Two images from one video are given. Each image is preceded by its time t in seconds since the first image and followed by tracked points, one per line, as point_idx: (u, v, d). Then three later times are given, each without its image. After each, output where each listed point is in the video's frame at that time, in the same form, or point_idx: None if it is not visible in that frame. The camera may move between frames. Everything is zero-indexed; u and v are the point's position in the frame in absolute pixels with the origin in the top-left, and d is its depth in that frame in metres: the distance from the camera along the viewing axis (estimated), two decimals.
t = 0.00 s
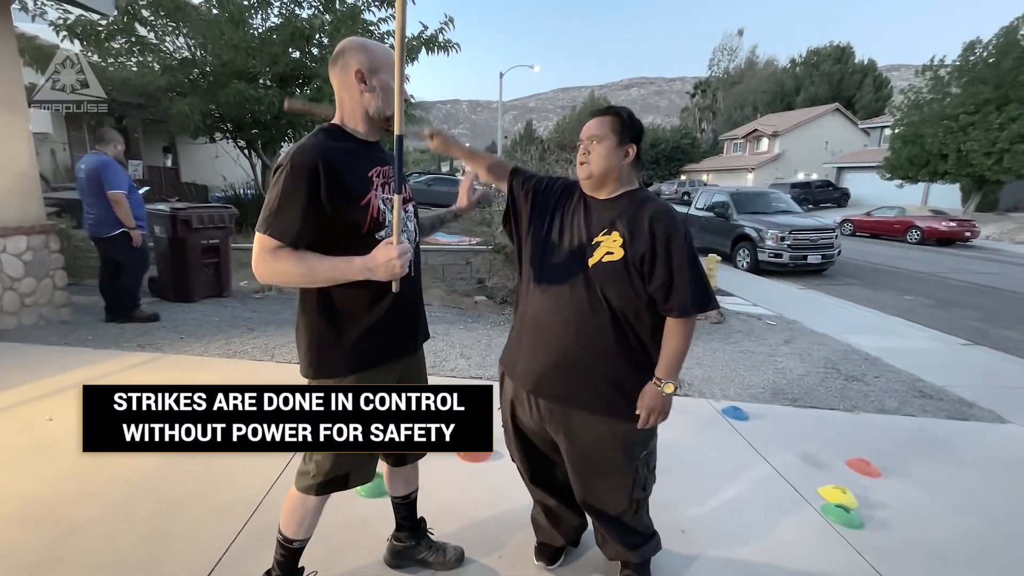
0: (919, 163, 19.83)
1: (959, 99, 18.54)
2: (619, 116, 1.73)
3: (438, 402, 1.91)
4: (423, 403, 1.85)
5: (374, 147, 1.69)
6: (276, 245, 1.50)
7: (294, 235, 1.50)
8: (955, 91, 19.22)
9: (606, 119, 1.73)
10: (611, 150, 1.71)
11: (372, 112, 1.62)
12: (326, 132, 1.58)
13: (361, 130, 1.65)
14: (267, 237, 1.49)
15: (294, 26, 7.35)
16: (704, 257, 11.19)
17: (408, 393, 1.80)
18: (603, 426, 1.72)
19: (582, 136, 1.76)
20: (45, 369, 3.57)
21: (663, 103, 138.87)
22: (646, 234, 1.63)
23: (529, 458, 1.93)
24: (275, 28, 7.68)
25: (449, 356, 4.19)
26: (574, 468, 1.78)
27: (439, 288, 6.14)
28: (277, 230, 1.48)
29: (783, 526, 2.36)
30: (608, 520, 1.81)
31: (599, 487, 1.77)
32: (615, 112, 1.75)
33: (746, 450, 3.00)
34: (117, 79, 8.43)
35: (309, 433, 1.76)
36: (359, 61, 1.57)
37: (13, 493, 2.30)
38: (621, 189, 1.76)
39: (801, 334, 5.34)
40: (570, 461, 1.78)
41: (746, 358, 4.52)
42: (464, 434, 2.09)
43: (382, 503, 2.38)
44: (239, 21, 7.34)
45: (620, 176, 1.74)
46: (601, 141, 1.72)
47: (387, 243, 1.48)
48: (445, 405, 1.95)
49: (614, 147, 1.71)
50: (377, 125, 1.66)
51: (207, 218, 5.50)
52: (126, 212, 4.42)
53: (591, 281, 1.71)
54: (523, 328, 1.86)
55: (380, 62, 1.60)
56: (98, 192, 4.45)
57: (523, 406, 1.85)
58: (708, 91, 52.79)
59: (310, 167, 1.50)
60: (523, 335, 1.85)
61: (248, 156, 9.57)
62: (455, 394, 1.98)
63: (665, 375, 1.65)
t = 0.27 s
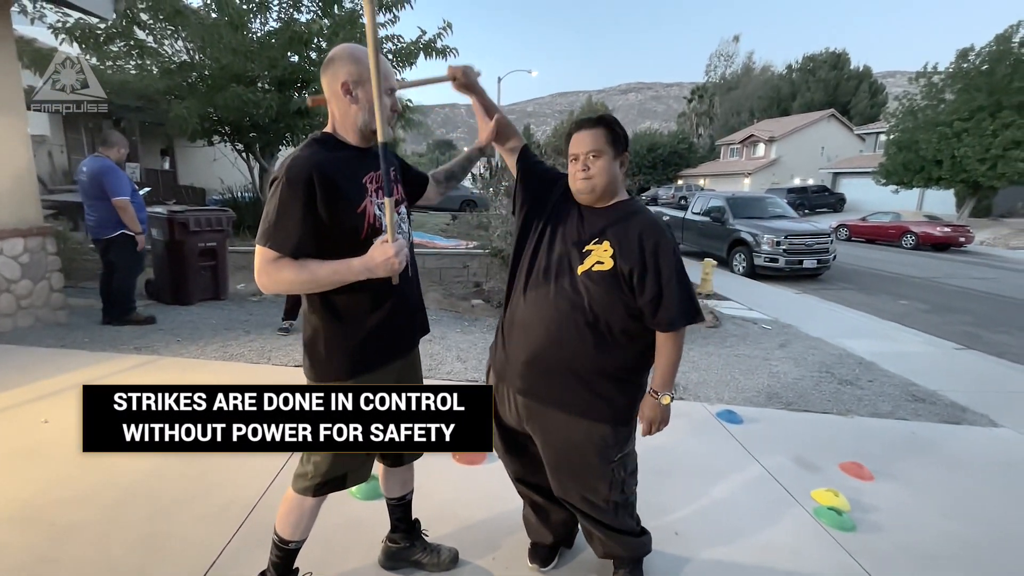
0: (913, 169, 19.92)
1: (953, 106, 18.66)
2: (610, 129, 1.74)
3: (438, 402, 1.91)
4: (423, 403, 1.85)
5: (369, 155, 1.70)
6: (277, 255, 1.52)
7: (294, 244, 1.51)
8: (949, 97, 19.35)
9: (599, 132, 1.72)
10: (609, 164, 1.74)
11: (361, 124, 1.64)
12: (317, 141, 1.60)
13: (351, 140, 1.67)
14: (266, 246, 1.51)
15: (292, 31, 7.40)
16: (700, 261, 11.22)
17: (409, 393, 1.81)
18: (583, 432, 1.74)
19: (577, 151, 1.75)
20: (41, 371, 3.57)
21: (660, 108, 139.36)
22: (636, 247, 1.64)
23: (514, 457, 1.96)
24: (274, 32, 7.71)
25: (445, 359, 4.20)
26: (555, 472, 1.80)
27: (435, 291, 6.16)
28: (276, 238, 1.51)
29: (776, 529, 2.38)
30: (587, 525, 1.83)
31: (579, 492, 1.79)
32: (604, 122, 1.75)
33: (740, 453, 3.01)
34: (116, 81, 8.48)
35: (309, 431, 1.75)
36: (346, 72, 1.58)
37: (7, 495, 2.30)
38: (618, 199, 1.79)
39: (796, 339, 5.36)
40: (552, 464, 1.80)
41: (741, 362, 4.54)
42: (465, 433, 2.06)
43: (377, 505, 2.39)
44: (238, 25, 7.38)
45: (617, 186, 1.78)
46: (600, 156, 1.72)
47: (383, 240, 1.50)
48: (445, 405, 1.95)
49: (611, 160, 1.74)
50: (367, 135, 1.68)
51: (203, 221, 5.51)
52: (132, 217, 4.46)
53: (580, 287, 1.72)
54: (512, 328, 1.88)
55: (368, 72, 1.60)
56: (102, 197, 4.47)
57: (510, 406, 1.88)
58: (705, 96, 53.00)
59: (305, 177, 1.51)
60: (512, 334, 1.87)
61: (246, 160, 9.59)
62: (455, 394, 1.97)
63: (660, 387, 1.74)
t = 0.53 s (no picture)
0: (909, 174, 20.02)
1: (948, 112, 18.77)
2: (607, 136, 1.79)
3: (438, 403, 1.90)
4: (423, 403, 1.87)
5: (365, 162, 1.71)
6: (265, 261, 1.57)
7: (281, 254, 1.57)
8: (944, 104, 19.46)
9: (596, 139, 1.77)
10: (610, 169, 1.78)
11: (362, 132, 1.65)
12: (313, 150, 1.62)
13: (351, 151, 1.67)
14: (257, 255, 1.57)
15: (292, 36, 7.46)
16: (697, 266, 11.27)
17: (409, 393, 1.84)
18: (579, 434, 1.76)
19: (579, 158, 1.78)
20: (41, 373, 3.58)
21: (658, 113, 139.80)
22: (633, 253, 1.68)
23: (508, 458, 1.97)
24: (274, 36, 7.74)
25: (443, 362, 4.22)
26: (551, 473, 1.82)
27: (433, 295, 6.18)
28: (265, 248, 1.56)
29: (769, 531, 2.40)
30: (582, 527, 1.86)
31: (574, 493, 1.81)
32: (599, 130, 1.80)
33: (735, 456, 3.04)
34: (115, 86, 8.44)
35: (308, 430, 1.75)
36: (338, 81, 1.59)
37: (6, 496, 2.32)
38: (618, 205, 1.83)
39: (792, 343, 5.39)
40: (548, 465, 1.82)
41: (737, 366, 4.57)
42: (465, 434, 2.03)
43: (375, 506, 2.41)
44: (238, 30, 7.43)
45: (617, 191, 1.82)
46: (601, 162, 1.76)
47: (364, 257, 1.52)
48: (445, 405, 1.93)
49: (611, 165, 1.79)
50: (364, 144, 1.69)
51: (202, 224, 5.54)
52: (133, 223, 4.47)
53: (578, 292, 1.75)
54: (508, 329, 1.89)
55: (362, 80, 1.60)
56: (102, 202, 4.49)
57: (507, 407, 1.89)
58: (703, 101, 53.19)
59: (293, 190, 1.54)
60: (508, 336, 1.88)
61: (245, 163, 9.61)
62: (455, 393, 1.95)
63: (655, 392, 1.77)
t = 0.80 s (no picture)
0: (906, 179, 20.09)
1: (944, 117, 18.86)
2: (604, 141, 1.82)
3: (438, 402, 2.01)
4: (424, 402, 1.96)
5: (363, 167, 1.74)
6: (266, 263, 1.60)
7: (281, 256, 1.60)
8: (940, 109, 19.55)
9: (593, 144, 1.79)
10: (607, 173, 1.81)
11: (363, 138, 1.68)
12: (312, 155, 1.64)
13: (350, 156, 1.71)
14: (258, 258, 1.60)
15: (292, 40, 7.50)
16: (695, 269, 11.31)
17: (409, 393, 1.89)
18: (581, 432, 1.78)
19: (577, 163, 1.80)
20: (41, 374, 3.61)
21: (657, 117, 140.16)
22: (634, 253, 1.72)
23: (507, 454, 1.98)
24: (274, 40, 7.78)
25: (441, 364, 4.25)
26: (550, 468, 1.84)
27: (431, 298, 6.21)
28: (266, 252, 1.59)
29: (762, 531, 2.43)
30: (579, 523, 1.87)
31: (572, 489, 1.82)
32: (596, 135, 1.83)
33: (730, 458, 3.06)
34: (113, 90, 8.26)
35: (309, 430, 1.80)
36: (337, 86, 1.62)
37: (5, 496, 2.34)
38: (615, 209, 1.86)
39: (788, 346, 5.43)
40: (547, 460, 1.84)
41: (732, 369, 4.59)
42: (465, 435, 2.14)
43: (372, 506, 2.43)
44: (239, 34, 7.48)
45: (614, 196, 1.85)
46: (598, 166, 1.79)
47: (364, 261, 1.56)
48: (445, 405, 2.04)
49: (608, 170, 1.81)
50: (362, 148, 1.73)
51: (202, 227, 5.58)
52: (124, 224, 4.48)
53: (580, 290, 1.78)
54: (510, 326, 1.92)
55: (359, 86, 1.64)
56: (97, 203, 4.52)
57: (508, 403, 1.91)
58: (702, 105, 53.33)
59: (293, 196, 1.58)
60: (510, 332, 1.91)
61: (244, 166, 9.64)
62: (455, 393, 2.06)
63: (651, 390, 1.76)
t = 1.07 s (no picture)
0: (904, 183, 20.13)
1: (941, 121, 18.93)
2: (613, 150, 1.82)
3: (438, 402, 2.03)
4: (423, 403, 1.98)
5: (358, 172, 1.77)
6: (257, 263, 1.64)
7: (271, 256, 1.63)
8: (937, 113, 19.63)
9: (604, 150, 1.80)
10: (612, 181, 1.81)
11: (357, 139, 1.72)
12: (305, 159, 1.69)
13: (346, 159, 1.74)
14: (247, 256, 1.64)
15: (292, 44, 7.55)
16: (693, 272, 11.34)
17: (409, 393, 1.92)
18: (608, 437, 1.80)
19: (583, 166, 1.81)
20: (42, 374, 3.64)
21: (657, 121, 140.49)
22: (651, 262, 1.83)
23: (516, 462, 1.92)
24: (274, 44, 7.84)
25: (438, 366, 4.28)
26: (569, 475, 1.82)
27: (430, 300, 6.24)
28: (253, 251, 1.63)
29: (754, 531, 2.46)
30: (594, 526, 1.89)
31: (589, 494, 1.83)
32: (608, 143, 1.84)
33: (724, 459, 3.09)
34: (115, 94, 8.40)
35: (308, 429, 1.82)
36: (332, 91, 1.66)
37: (6, 494, 2.36)
38: (613, 216, 1.87)
39: (784, 348, 5.46)
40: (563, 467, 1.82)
41: (728, 371, 4.63)
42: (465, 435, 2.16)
43: (369, 504, 2.46)
44: (240, 38, 7.49)
45: (614, 203, 1.87)
46: (604, 173, 1.79)
47: (354, 260, 1.59)
48: (445, 405, 2.06)
49: (613, 178, 1.82)
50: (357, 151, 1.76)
51: (202, 229, 5.61)
52: (109, 222, 4.48)
53: (602, 296, 1.79)
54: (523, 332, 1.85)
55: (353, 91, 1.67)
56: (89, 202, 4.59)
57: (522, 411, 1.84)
58: (701, 109, 53.47)
59: (280, 198, 1.62)
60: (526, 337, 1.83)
61: (244, 169, 9.69)
62: (455, 394, 2.07)
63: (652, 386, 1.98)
